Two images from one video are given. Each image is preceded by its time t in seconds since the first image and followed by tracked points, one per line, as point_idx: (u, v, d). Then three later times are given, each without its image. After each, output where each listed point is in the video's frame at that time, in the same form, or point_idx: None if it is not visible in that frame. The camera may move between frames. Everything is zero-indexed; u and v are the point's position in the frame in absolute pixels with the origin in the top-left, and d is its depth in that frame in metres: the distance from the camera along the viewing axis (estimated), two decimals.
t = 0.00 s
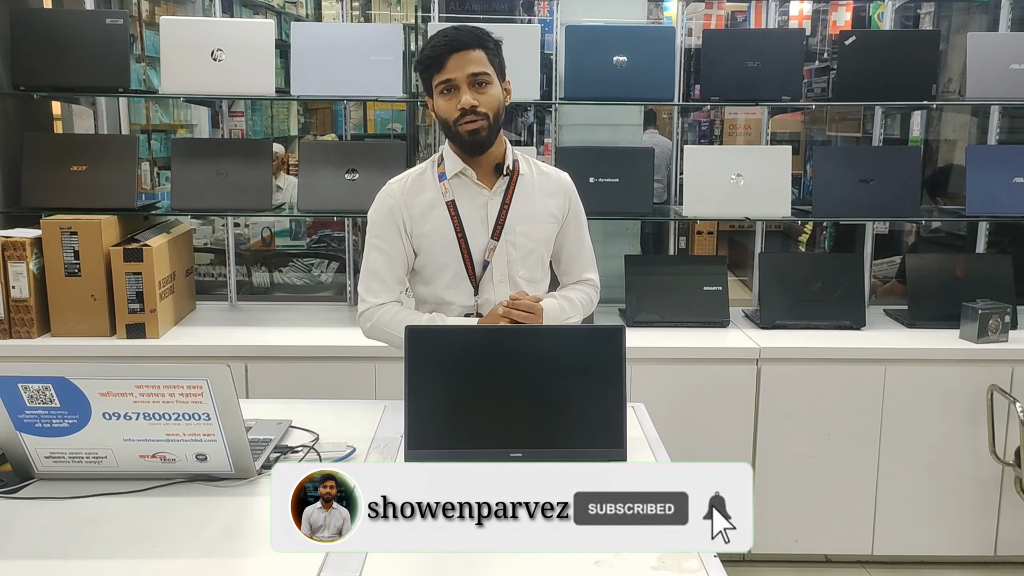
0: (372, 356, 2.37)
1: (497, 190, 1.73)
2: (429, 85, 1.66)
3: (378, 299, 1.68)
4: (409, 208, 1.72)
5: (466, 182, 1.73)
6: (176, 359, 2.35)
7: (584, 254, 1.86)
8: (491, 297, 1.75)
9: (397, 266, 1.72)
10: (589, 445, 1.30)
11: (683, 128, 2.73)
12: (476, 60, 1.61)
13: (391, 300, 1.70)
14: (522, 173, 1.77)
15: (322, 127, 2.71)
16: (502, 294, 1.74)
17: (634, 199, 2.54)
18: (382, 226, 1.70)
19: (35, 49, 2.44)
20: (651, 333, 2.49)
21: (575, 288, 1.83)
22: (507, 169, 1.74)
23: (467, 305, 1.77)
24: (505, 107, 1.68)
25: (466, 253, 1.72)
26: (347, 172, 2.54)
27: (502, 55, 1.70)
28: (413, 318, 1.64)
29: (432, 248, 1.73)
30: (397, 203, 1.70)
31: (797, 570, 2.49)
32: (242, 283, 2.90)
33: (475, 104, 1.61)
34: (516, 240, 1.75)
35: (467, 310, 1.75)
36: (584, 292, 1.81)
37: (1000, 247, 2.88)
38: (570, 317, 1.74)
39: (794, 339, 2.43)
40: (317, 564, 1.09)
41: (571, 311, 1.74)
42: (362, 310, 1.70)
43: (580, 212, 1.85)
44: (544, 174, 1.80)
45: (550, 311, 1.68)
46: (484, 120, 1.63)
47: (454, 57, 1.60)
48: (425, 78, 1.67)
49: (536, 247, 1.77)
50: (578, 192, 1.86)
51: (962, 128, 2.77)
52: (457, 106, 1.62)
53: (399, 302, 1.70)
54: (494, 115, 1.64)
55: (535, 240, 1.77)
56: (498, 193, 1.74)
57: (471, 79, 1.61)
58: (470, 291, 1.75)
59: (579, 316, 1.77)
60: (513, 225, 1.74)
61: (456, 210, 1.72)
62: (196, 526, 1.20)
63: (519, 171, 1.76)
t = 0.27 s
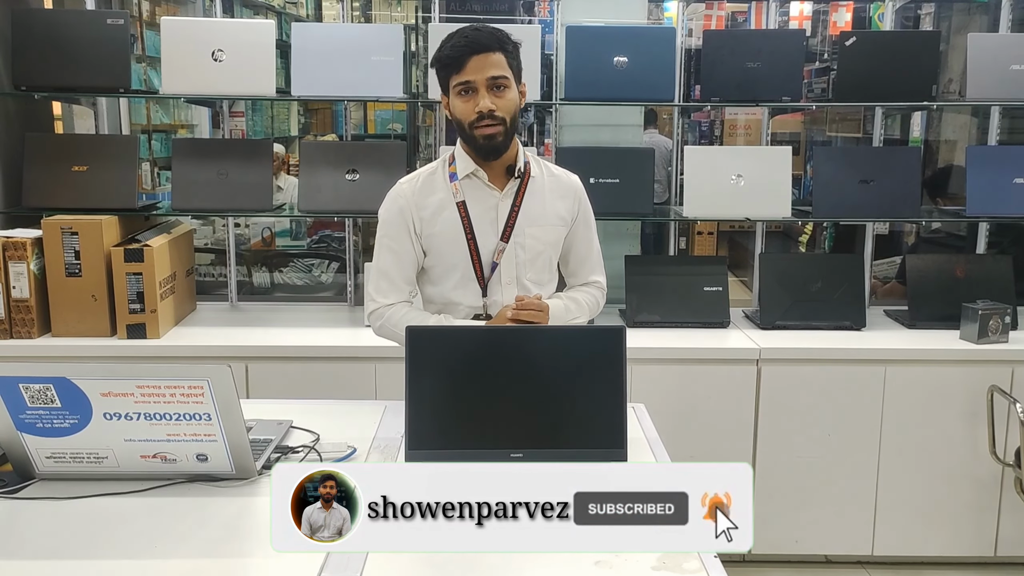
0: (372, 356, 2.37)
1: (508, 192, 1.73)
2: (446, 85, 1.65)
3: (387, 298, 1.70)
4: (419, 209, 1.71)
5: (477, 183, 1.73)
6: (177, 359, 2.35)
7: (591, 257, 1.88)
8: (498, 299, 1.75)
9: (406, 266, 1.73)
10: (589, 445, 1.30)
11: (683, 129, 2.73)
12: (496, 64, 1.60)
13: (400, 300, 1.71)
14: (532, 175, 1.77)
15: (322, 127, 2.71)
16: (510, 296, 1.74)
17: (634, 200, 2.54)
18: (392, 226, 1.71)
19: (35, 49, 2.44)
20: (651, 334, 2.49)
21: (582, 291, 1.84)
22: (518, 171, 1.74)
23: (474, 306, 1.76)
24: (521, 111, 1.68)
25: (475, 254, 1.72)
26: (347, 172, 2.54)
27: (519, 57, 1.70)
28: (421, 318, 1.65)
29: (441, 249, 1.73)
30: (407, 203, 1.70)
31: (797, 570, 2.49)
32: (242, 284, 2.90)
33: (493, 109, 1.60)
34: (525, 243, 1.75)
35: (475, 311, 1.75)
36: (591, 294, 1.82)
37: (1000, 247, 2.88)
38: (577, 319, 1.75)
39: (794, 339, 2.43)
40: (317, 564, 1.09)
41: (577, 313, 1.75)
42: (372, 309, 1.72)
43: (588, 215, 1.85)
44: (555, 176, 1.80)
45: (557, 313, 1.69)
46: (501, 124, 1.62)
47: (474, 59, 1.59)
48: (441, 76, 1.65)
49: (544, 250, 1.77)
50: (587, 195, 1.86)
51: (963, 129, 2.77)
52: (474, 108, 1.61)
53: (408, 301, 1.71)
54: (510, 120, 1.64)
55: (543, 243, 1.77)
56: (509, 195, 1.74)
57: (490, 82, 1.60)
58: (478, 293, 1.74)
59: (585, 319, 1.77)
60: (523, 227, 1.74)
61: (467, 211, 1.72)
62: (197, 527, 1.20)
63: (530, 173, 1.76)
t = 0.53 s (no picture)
0: (372, 356, 2.37)
1: (517, 193, 1.73)
2: (457, 83, 1.66)
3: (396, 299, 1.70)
4: (428, 210, 1.72)
5: (486, 185, 1.74)
6: (176, 359, 2.35)
7: (603, 257, 1.86)
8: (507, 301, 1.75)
9: (415, 267, 1.73)
10: (589, 446, 1.30)
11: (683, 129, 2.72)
12: (507, 62, 1.60)
13: (410, 301, 1.71)
14: (542, 176, 1.77)
15: (322, 128, 2.71)
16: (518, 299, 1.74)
17: (634, 200, 2.54)
18: (402, 229, 1.72)
19: (35, 50, 2.44)
20: (650, 334, 2.49)
21: (593, 291, 1.84)
22: (528, 172, 1.73)
23: (483, 308, 1.76)
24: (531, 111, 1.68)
25: (483, 256, 1.72)
26: (347, 172, 2.54)
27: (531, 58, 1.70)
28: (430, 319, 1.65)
29: (449, 250, 1.73)
30: (416, 204, 1.71)
31: (796, 571, 2.49)
32: (242, 284, 2.90)
33: (503, 106, 1.60)
34: (534, 245, 1.74)
35: (484, 312, 1.75)
36: (601, 295, 1.82)
37: (1000, 248, 2.88)
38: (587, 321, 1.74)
39: (793, 340, 2.43)
40: (317, 564, 1.10)
41: (586, 313, 1.74)
42: (382, 309, 1.72)
43: (600, 216, 1.84)
44: (566, 177, 1.80)
45: (566, 314, 1.68)
46: (510, 123, 1.62)
47: (486, 57, 1.59)
48: (453, 74, 1.66)
49: (553, 251, 1.76)
50: (598, 197, 1.85)
51: (962, 130, 2.77)
52: (485, 107, 1.61)
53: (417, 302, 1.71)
54: (520, 119, 1.64)
55: (552, 245, 1.76)
56: (518, 196, 1.74)
57: (500, 80, 1.61)
58: (487, 294, 1.75)
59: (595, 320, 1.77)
60: (532, 229, 1.74)
61: (475, 212, 1.72)
62: (197, 527, 1.20)
63: (540, 174, 1.76)
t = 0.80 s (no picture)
0: (372, 357, 2.37)
1: (531, 194, 1.73)
2: (469, 85, 1.67)
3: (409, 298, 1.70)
4: (443, 211, 1.73)
5: (500, 186, 1.74)
6: (176, 360, 2.35)
7: (621, 256, 1.84)
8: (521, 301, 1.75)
9: (429, 267, 1.73)
10: (589, 446, 1.30)
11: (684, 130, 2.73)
12: (518, 63, 1.61)
13: (423, 301, 1.71)
14: (556, 177, 1.77)
15: (322, 129, 2.72)
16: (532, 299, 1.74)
17: (633, 201, 2.54)
18: (416, 229, 1.72)
19: (35, 50, 2.45)
20: (650, 335, 2.49)
21: (613, 291, 1.81)
22: (540, 173, 1.73)
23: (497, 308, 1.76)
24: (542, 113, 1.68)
25: (497, 256, 1.72)
26: (347, 173, 2.54)
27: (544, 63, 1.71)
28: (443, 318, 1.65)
29: (464, 251, 1.73)
30: (431, 205, 1.72)
31: (796, 572, 2.49)
32: (243, 285, 2.90)
33: (513, 106, 1.60)
34: (547, 245, 1.74)
35: (497, 312, 1.74)
36: (620, 294, 1.79)
37: (1000, 249, 2.88)
38: (604, 319, 1.73)
39: (793, 340, 2.44)
40: (317, 565, 1.10)
41: (602, 311, 1.73)
42: (395, 310, 1.72)
43: (617, 216, 1.83)
44: (581, 177, 1.80)
45: (579, 312, 1.67)
46: (521, 123, 1.62)
47: (497, 58, 1.60)
48: (465, 77, 1.67)
49: (567, 251, 1.76)
50: (615, 197, 1.85)
51: (962, 130, 2.77)
52: (496, 107, 1.61)
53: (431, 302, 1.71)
54: (531, 120, 1.63)
55: (567, 245, 1.76)
56: (532, 197, 1.74)
57: (511, 80, 1.61)
58: (500, 294, 1.74)
59: (613, 319, 1.75)
60: (545, 229, 1.74)
61: (489, 213, 1.73)
62: (197, 527, 1.20)
63: (553, 175, 1.76)
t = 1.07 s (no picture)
0: (371, 357, 2.37)
1: (542, 196, 1.72)
2: (484, 91, 1.67)
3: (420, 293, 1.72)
4: (455, 209, 1.73)
5: (513, 187, 1.73)
6: (176, 360, 2.35)
7: (634, 260, 1.81)
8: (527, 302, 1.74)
9: (440, 264, 1.74)
10: (590, 446, 1.30)
11: (683, 130, 2.74)
12: (532, 73, 1.61)
13: (434, 297, 1.73)
14: (570, 178, 1.75)
15: (322, 129, 2.71)
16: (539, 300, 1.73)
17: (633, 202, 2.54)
18: (429, 226, 1.73)
19: (35, 51, 2.44)
20: (650, 335, 2.49)
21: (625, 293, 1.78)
22: (554, 175, 1.72)
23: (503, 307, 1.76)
24: (556, 121, 1.68)
25: (505, 256, 1.72)
26: (347, 174, 2.54)
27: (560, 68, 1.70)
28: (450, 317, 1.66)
29: (474, 249, 1.73)
30: (443, 202, 1.72)
31: (796, 572, 2.49)
32: (242, 285, 2.90)
33: (526, 117, 1.61)
34: (556, 248, 1.73)
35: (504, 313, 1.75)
36: (631, 295, 1.76)
37: (1000, 250, 2.88)
38: (613, 319, 1.71)
39: (793, 341, 2.44)
40: (317, 565, 1.10)
41: (613, 309, 1.71)
42: (408, 304, 1.75)
43: (631, 220, 1.81)
44: (596, 180, 1.77)
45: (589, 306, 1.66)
46: (533, 133, 1.63)
47: (511, 66, 1.60)
48: (481, 82, 1.67)
49: (576, 254, 1.74)
50: (631, 201, 1.82)
51: (962, 131, 2.77)
52: (508, 115, 1.63)
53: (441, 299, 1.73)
54: (544, 129, 1.64)
55: (577, 248, 1.75)
56: (543, 200, 1.73)
57: (524, 90, 1.61)
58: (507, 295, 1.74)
59: (623, 320, 1.73)
60: (555, 231, 1.73)
61: (500, 214, 1.72)
62: (197, 528, 1.20)
63: (567, 176, 1.74)
